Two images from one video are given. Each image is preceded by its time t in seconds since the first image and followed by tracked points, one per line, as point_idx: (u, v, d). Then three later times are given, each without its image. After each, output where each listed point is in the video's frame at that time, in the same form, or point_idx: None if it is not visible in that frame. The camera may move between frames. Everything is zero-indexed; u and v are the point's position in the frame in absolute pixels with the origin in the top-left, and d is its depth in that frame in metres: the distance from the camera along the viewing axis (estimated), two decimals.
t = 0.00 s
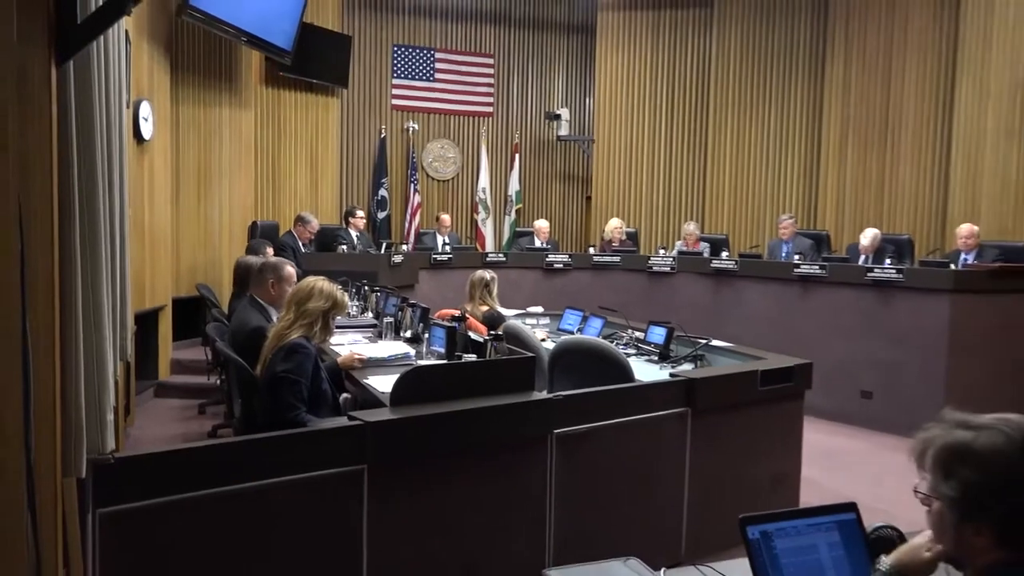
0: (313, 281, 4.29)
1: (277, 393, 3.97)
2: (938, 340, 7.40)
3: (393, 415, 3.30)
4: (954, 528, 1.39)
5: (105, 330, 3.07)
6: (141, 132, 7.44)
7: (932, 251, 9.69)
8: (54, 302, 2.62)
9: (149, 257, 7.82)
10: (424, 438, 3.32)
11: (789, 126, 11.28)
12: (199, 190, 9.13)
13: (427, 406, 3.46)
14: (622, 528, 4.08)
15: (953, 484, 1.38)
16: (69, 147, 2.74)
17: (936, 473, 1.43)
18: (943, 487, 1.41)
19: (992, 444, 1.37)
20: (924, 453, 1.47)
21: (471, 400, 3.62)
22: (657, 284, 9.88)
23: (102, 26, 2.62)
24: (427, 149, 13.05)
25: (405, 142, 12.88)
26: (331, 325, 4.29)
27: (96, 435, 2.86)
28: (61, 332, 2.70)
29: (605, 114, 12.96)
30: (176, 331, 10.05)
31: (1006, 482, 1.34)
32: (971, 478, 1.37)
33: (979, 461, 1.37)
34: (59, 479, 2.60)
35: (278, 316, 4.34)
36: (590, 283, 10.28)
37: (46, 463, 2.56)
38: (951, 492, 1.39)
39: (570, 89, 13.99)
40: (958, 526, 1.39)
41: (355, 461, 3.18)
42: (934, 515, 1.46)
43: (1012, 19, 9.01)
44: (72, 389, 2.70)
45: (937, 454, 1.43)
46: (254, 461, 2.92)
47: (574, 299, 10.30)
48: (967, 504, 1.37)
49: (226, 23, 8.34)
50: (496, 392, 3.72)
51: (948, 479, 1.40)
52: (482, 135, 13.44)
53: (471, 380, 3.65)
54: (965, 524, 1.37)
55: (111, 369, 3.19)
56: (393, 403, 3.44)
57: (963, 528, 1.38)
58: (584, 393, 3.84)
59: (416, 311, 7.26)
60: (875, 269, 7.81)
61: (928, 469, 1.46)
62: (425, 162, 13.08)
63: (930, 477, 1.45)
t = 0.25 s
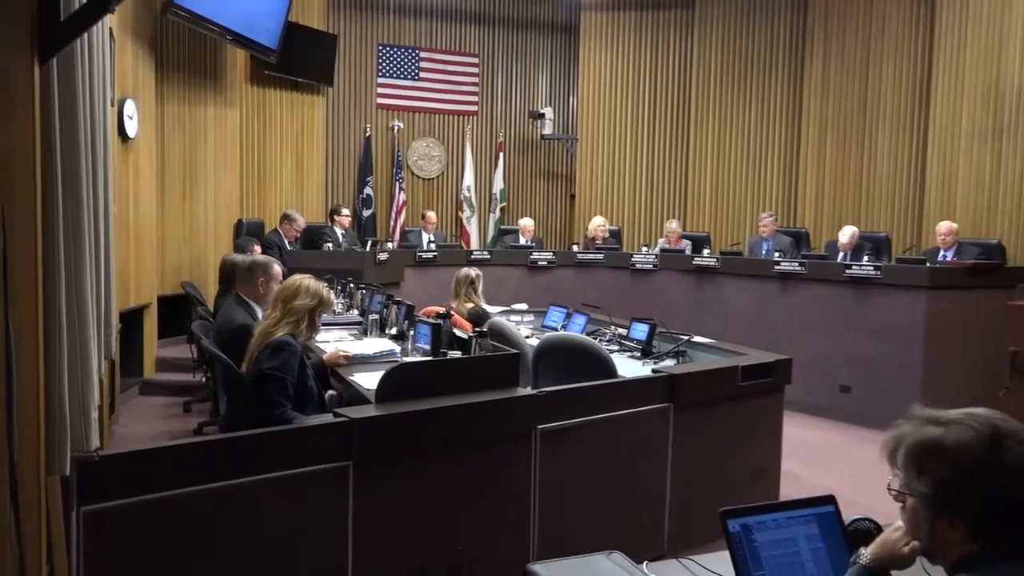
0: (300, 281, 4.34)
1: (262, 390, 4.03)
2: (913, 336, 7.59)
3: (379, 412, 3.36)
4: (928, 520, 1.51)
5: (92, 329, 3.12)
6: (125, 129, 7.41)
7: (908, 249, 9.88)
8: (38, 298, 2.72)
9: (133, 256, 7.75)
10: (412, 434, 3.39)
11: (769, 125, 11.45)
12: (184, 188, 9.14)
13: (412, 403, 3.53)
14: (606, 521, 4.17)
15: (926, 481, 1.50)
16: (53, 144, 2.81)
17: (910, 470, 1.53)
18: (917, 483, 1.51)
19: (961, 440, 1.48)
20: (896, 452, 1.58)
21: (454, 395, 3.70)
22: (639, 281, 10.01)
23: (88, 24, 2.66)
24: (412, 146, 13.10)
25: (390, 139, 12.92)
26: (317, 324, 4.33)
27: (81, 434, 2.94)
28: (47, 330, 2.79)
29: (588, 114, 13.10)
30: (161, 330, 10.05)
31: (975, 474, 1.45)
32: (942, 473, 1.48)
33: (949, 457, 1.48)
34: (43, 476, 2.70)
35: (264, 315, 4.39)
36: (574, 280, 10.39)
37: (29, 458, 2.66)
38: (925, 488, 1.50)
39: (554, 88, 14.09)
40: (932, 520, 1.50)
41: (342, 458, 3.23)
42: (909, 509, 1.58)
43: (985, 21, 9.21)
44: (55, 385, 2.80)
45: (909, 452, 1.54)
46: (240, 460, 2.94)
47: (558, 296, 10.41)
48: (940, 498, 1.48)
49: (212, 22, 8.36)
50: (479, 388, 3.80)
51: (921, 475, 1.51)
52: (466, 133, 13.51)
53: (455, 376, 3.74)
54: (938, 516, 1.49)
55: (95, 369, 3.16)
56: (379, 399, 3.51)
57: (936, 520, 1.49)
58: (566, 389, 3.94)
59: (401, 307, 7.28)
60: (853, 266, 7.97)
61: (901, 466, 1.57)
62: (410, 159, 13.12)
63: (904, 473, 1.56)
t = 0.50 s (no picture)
0: (285, 280, 4.31)
1: (247, 391, 4.02)
2: (896, 334, 7.65)
3: (365, 411, 3.35)
4: (910, 516, 1.53)
5: (73, 330, 3.09)
6: (108, 128, 7.35)
7: (892, 249, 9.96)
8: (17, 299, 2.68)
9: (116, 254, 7.66)
10: (398, 432, 3.39)
11: (753, 125, 11.52)
12: (167, 186, 9.08)
13: (399, 403, 3.52)
14: (591, 520, 4.18)
15: (907, 477, 1.51)
16: (32, 142, 2.78)
17: (893, 466, 1.55)
18: (899, 479, 1.53)
19: (941, 438, 1.50)
20: (879, 448, 1.60)
21: (440, 395, 3.70)
22: (625, 280, 10.03)
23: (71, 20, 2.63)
24: (399, 145, 13.07)
25: (376, 138, 12.88)
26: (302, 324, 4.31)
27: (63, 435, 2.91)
28: (26, 333, 2.77)
29: (574, 112, 13.07)
30: (144, 329, 9.96)
31: (953, 472, 1.46)
32: (923, 469, 1.49)
33: (930, 455, 1.49)
34: (24, 477, 2.67)
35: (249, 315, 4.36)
36: (560, 280, 10.38)
37: (9, 460, 2.64)
38: (907, 484, 1.51)
39: (540, 87, 14.10)
40: (914, 516, 1.52)
41: (329, 458, 3.22)
42: (893, 505, 1.59)
43: (967, 23, 9.30)
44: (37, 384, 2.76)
45: (892, 448, 1.55)
46: (226, 459, 2.93)
47: (544, 295, 10.40)
48: (920, 494, 1.49)
49: (197, 20, 8.31)
50: (464, 388, 3.80)
51: (903, 470, 1.53)
52: (453, 132, 13.48)
53: (441, 375, 3.73)
54: (918, 512, 1.50)
55: (76, 368, 3.13)
56: (364, 399, 3.50)
57: (917, 516, 1.51)
58: (552, 389, 3.94)
59: (388, 307, 7.24)
60: (837, 266, 8.02)
61: (885, 461, 1.59)
62: (396, 157, 13.09)
63: (888, 468, 1.58)
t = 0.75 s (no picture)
0: (274, 281, 4.29)
1: (237, 392, 4.01)
2: (884, 334, 7.69)
3: (356, 412, 3.35)
4: (897, 512, 1.54)
5: (61, 331, 3.08)
6: (96, 128, 7.31)
7: (881, 249, 10.01)
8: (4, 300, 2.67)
9: (104, 253, 7.61)
10: (389, 433, 3.38)
11: (743, 126, 11.56)
12: (157, 186, 9.04)
13: (390, 403, 3.52)
14: (581, 521, 4.18)
15: (893, 472, 1.53)
16: (19, 143, 2.76)
17: (880, 462, 1.57)
18: (885, 474, 1.55)
19: (925, 434, 1.51)
20: (868, 444, 1.62)
21: (431, 395, 3.69)
22: (616, 281, 10.04)
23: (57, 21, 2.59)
24: (390, 145, 13.07)
25: (367, 138, 12.87)
26: (293, 324, 4.29)
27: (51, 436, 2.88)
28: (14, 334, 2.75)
29: (565, 113, 13.09)
30: (133, 329, 9.92)
31: (933, 467, 1.48)
32: (907, 465, 1.51)
33: (914, 450, 1.51)
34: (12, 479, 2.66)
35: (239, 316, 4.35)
36: (551, 280, 10.39)
37: None
38: (892, 479, 1.53)
39: (531, 87, 14.10)
40: (900, 512, 1.53)
41: (319, 459, 3.21)
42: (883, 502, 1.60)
43: (955, 25, 9.36)
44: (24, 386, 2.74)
45: (879, 444, 1.57)
46: (216, 461, 2.91)
47: (535, 295, 10.41)
48: (904, 489, 1.51)
49: (187, 19, 8.28)
50: (455, 388, 3.79)
51: (889, 466, 1.54)
52: (444, 132, 13.48)
53: (432, 376, 3.73)
54: (904, 508, 1.52)
55: (64, 370, 3.11)
56: (355, 399, 3.50)
57: (902, 512, 1.52)
58: (542, 389, 3.94)
59: (378, 308, 7.22)
60: (826, 266, 8.05)
61: (874, 458, 1.61)
62: (387, 158, 13.08)
63: (876, 465, 1.59)
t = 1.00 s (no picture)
0: (270, 281, 4.29)
1: (234, 392, 4.01)
2: (880, 335, 7.71)
3: (352, 412, 3.34)
4: (893, 505, 1.59)
5: (57, 331, 3.07)
6: (91, 127, 7.29)
7: (877, 249, 10.03)
8: None
9: (99, 253, 7.58)
10: (386, 434, 3.38)
11: (739, 126, 11.57)
12: (152, 186, 9.02)
13: (387, 404, 3.52)
14: (577, 521, 4.18)
15: (889, 464, 1.57)
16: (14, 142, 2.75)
17: (880, 456, 1.61)
18: (881, 466, 1.60)
19: (918, 428, 1.56)
20: (868, 439, 1.67)
21: (428, 395, 3.69)
22: (612, 281, 10.04)
23: (52, 21, 2.58)
24: (387, 145, 13.06)
25: (364, 138, 12.86)
26: (290, 324, 4.28)
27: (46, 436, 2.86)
28: (9, 336, 2.74)
29: (562, 113, 13.09)
30: (129, 330, 9.89)
31: (925, 458, 1.52)
32: (901, 456, 1.56)
33: (907, 442, 1.56)
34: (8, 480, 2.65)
35: (235, 316, 4.34)
36: (547, 281, 10.39)
37: None
38: (887, 471, 1.58)
39: (527, 88, 14.11)
40: (896, 504, 1.58)
41: (316, 460, 3.20)
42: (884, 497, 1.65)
43: (950, 26, 9.38)
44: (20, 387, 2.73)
45: (877, 438, 1.62)
46: (212, 461, 2.91)
47: (531, 296, 10.41)
48: (897, 480, 1.55)
49: (182, 18, 8.27)
50: (452, 387, 3.79)
51: (885, 458, 1.59)
52: (441, 133, 13.48)
53: (430, 376, 3.73)
54: (897, 498, 1.57)
55: (59, 370, 3.11)
56: (351, 399, 3.49)
57: (897, 503, 1.57)
58: (539, 388, 3.94)
59: (374, 308, 7.21)
60: (822, 266, 8.07)
61: (874, 454, 1.65)
62: (384, 158, 13.08)
63: (876, 459, 1.64)
